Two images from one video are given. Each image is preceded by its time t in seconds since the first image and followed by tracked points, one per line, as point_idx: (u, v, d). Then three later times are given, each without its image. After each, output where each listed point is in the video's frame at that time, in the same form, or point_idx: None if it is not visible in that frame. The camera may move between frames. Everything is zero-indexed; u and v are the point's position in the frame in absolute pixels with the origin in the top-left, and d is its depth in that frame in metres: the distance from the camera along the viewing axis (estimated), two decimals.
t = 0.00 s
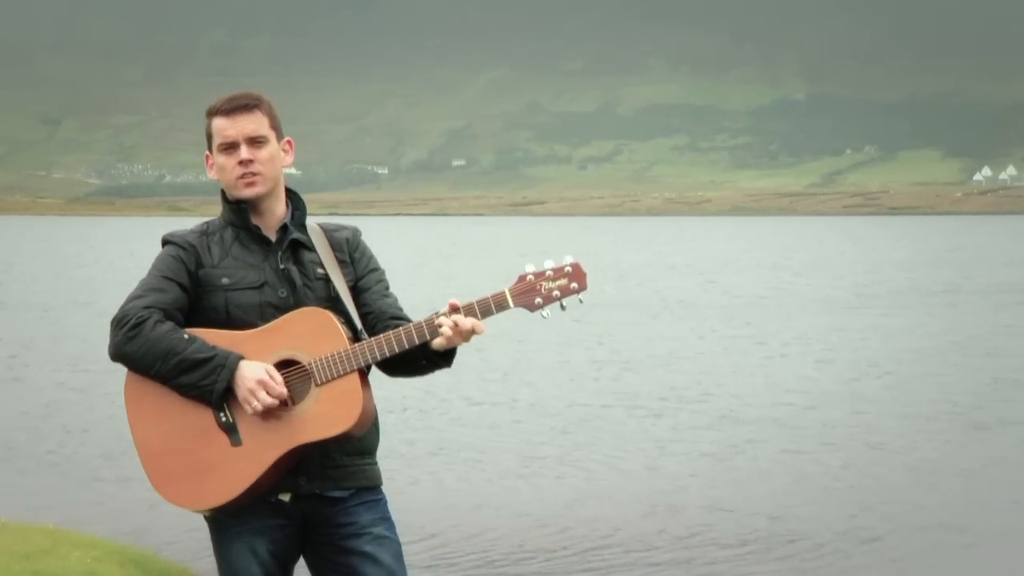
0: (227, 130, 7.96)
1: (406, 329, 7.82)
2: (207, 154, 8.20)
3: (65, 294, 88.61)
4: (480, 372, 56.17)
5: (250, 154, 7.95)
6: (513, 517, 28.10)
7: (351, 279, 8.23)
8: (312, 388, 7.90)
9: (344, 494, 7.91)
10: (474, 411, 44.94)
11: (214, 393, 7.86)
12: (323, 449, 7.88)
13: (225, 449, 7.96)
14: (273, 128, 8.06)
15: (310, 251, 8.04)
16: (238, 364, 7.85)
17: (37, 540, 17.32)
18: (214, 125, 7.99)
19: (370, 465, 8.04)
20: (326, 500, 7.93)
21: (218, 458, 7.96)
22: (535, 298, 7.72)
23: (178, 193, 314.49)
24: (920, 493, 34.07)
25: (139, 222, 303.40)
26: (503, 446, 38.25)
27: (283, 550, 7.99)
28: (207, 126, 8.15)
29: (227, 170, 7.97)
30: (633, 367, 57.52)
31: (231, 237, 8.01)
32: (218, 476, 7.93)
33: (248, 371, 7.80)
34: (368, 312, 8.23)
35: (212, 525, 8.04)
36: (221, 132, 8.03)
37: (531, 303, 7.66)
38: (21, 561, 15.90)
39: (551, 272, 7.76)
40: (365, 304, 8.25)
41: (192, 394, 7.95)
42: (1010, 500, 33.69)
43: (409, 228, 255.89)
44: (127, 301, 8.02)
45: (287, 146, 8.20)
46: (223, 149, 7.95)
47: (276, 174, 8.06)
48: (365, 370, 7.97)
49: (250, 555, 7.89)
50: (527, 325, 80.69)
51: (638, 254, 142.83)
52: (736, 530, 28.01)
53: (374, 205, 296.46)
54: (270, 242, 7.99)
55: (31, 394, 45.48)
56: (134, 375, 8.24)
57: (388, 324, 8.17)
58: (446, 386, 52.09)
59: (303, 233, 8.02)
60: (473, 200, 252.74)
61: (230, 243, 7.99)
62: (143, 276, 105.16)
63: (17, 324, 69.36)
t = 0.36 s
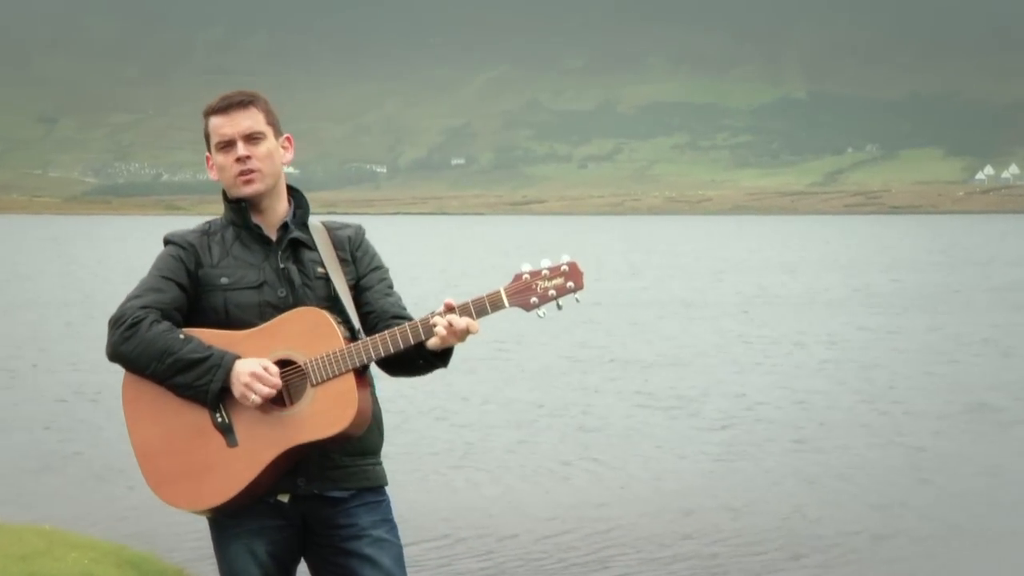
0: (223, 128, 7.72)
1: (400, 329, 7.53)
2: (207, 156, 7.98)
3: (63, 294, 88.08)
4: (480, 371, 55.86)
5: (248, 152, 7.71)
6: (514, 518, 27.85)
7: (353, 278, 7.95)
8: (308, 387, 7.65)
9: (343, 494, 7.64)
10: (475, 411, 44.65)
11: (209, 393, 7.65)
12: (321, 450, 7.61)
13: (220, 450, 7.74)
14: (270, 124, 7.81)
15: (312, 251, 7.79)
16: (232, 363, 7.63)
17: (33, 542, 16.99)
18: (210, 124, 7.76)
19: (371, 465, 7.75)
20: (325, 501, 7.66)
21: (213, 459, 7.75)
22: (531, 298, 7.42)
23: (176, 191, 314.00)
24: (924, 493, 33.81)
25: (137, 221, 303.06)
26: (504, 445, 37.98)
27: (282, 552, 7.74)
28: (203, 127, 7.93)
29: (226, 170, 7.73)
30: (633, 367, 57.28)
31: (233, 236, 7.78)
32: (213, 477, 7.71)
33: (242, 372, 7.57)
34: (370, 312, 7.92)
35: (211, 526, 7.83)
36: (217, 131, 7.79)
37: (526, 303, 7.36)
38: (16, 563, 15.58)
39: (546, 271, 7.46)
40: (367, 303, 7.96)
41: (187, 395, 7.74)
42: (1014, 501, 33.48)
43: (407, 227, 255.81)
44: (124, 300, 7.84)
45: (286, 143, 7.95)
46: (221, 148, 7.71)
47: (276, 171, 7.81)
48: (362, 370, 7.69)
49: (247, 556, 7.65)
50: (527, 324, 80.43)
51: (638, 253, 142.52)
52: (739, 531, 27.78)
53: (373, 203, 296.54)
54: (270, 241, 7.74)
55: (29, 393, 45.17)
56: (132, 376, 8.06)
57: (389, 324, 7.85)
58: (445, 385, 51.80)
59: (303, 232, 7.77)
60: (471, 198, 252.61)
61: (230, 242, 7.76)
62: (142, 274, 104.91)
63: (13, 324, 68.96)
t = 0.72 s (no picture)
0: (225, 127, 7.48)
1: (393, 328, 7.27)
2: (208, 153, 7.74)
3: (62, 294, 87.77)
4: (481, 371, 55.59)
5: (250, 151, 7.46)
6: (516, 520, 27.58)
7: (353, 277, 7.68)
8: (303, 388, 7.40)
9: (342, 494, 7.39)
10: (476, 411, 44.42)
11: (204, 396, 7.43)
12: (320, 450, 7.36)
13: (215, 453, 7.52)
14: (272, 122, 7.57)
15: (311, 249, 7.53)
16: (227, 365, 7.40)
17: (30, 544, 16.68)
18: (211, 122, 7.52)
19: (372, 464, 7.49)
20: (326, 502, 7.42)
21: (210, 462, 7.53)
22: (525, 294, 7.20)
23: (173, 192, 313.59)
24: (928, 495, 33.57)
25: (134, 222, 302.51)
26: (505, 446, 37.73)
27: (283, 553, 7.50)
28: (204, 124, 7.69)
29: (227, 168, 7.48)
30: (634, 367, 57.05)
31: (233, 235, 7.55)
32: (210, 480, 7.49)
33: (237, 374, 7.35)
34: (370, 311, 7.66)
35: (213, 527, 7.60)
36: (219, 129, 7.55)
37: (519, 300, 7.15)
38: (12, 566, 15.27)
39: (540, 267, 7.23)
40: (366, 302, 7.69)
41: (182, 397, 7.54)
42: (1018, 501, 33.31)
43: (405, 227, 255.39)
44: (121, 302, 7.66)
45: (287, 141, 7.71)
46: (222, 146, 7.48)
47: (278, 169, 7.56)
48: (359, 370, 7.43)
49: (247, 559, 7.43)
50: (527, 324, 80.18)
51: (639, 253, 142.34)
52: (744, 533, 27.53)
53: (371, 204, 296.16)
54: (269, 240, 7.50)
55: (28, 394, 44.93)
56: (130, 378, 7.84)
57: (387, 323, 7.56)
58: (445, 386, 51.57)
59: (304, 231, 7.52)
60: (470, 199, 252.36)
61: (230, 241, 7.53)
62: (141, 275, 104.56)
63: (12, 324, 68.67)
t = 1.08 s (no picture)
0: (222, 126, 7.20)
1: (386, 332, 7.00)
2: (203, 152, 7.47)
3: (63, 294, 87.41)
4: (483, 371, 55.21)
5: (246, 151, 7.19)
6: (521, 521, 27.21)
7: (345, 279, 7.38)
8: (293, 391, 7.15)
9: (332, 497, 7.12)
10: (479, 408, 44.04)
11: (194, 397, 7.17)
12: (310, 453, 7.10)
13: (205, 455, 7.26)
14: (270, 122, 7.29)
15: (303, 250, 7.26)
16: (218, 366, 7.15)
17: (28, 545, 16.31)
18: (207, 121, 7.24)
19: (363, 467, 7.22)
20: (315, 505, 7.15)
21: (199, 465, 7.27)
22: (519, 301, 6.91)
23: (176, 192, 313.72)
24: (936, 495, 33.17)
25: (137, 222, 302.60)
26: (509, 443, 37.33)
27: (272, 556, 7.23)
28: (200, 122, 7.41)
29: (223, 168, 7.22)
30: (638, 367, 56.65)
31: (225, 235, 7.28)
32: (199, 482, 7.23)
33: (227, 376, 7.08)
34: (362, 313, 7.36)
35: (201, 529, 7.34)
36: (216, 127, 7.27)
37: (513, 307, 6.87)
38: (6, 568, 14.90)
39: (535, 274, 6.93)
40: (359, 305, 7.39)
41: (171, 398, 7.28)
42: None
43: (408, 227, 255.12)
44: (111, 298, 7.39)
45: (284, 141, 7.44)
46: (219, 145, 7.19)
47: (275, 171, 7.30)
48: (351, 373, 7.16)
49: (235, 561, 7.17)
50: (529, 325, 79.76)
51: (642, 253, 141.74)
52: (752, 535, 27.09)
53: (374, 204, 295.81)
54: (262, 240, 7.24)
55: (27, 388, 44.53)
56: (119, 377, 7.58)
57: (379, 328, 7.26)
58: (447, 385, 51.23)
59: (297, 232, 7.25)
60: (473, 199, 252.11)
61: (223, 240, 7.26)
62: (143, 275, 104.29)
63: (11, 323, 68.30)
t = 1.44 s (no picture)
0: (223, 123, 6.88)
1: (388, 329, 6.73)
2: (199, 152, 7.12)
3: None
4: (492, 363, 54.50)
5: (248, 148, 6.88)
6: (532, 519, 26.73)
7: (344, 277, 7.11)
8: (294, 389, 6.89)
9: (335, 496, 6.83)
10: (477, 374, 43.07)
11: (195, 399, 6.84)
12: (310, 453, 6.81)
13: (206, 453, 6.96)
14: (269, 122, 7.00)
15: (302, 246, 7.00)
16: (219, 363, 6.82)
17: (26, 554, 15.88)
18: (207, 117, 6.90)
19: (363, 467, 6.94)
20: (316, 504, 6.85)
21: (201, 462, 6.97)
22: (519, 298, 6.62)
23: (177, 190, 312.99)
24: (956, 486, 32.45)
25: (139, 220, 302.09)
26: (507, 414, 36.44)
27: (274, 557, 6.92)
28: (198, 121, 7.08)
29: (222, 167, 6.89)
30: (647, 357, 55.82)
31: (222, 234, 6.93)
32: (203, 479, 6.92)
33: (230, 373, 6.75)
34: (361, 311, 7.08)
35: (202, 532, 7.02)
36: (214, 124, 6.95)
37: (513, 304, 6.57)
38: None
39: (535, 270, 6.64)
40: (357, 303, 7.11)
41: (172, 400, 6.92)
42: None
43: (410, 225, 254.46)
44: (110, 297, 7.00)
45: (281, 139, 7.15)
46: (219, 143, 6.87)
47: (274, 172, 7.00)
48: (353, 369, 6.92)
49: (234, 564, 6.78)
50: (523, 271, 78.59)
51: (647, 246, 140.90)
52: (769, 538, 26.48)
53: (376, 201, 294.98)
54: (261, 238, 6.93)
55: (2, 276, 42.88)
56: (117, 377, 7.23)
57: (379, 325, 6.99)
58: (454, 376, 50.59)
59: (295, 228, 7.02)
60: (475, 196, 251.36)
61: (220, 239, 6.91)
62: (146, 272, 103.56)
63: None
